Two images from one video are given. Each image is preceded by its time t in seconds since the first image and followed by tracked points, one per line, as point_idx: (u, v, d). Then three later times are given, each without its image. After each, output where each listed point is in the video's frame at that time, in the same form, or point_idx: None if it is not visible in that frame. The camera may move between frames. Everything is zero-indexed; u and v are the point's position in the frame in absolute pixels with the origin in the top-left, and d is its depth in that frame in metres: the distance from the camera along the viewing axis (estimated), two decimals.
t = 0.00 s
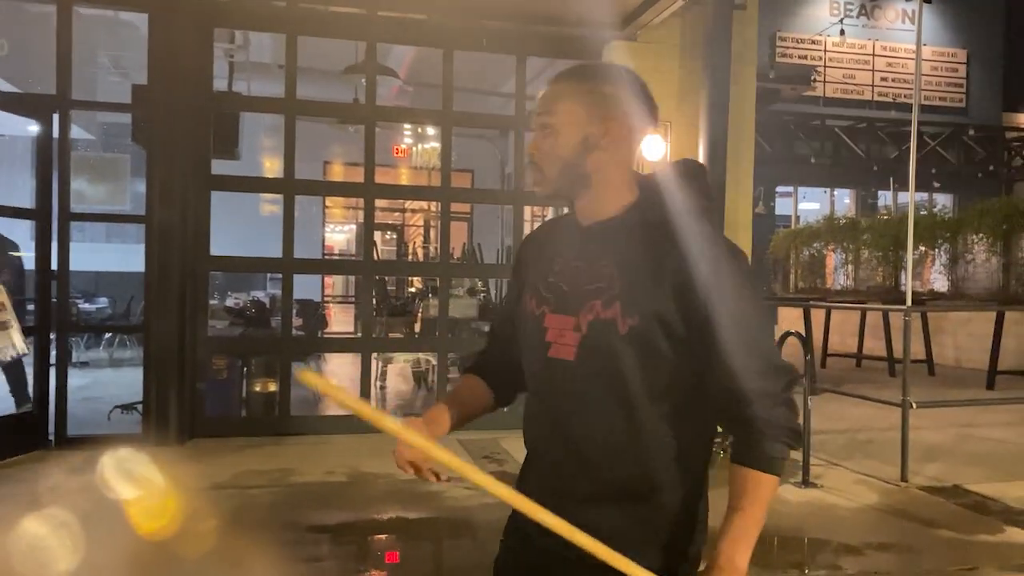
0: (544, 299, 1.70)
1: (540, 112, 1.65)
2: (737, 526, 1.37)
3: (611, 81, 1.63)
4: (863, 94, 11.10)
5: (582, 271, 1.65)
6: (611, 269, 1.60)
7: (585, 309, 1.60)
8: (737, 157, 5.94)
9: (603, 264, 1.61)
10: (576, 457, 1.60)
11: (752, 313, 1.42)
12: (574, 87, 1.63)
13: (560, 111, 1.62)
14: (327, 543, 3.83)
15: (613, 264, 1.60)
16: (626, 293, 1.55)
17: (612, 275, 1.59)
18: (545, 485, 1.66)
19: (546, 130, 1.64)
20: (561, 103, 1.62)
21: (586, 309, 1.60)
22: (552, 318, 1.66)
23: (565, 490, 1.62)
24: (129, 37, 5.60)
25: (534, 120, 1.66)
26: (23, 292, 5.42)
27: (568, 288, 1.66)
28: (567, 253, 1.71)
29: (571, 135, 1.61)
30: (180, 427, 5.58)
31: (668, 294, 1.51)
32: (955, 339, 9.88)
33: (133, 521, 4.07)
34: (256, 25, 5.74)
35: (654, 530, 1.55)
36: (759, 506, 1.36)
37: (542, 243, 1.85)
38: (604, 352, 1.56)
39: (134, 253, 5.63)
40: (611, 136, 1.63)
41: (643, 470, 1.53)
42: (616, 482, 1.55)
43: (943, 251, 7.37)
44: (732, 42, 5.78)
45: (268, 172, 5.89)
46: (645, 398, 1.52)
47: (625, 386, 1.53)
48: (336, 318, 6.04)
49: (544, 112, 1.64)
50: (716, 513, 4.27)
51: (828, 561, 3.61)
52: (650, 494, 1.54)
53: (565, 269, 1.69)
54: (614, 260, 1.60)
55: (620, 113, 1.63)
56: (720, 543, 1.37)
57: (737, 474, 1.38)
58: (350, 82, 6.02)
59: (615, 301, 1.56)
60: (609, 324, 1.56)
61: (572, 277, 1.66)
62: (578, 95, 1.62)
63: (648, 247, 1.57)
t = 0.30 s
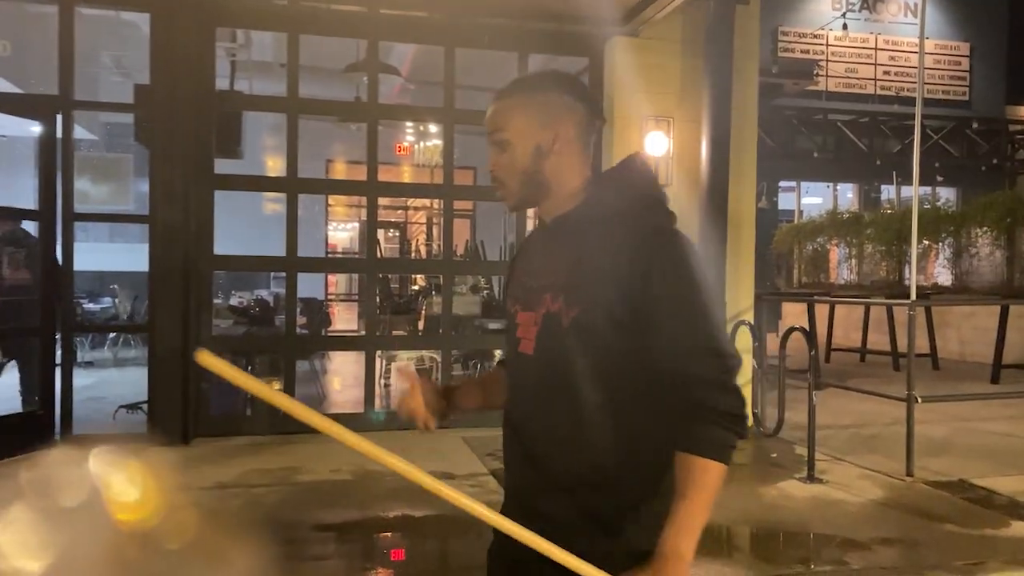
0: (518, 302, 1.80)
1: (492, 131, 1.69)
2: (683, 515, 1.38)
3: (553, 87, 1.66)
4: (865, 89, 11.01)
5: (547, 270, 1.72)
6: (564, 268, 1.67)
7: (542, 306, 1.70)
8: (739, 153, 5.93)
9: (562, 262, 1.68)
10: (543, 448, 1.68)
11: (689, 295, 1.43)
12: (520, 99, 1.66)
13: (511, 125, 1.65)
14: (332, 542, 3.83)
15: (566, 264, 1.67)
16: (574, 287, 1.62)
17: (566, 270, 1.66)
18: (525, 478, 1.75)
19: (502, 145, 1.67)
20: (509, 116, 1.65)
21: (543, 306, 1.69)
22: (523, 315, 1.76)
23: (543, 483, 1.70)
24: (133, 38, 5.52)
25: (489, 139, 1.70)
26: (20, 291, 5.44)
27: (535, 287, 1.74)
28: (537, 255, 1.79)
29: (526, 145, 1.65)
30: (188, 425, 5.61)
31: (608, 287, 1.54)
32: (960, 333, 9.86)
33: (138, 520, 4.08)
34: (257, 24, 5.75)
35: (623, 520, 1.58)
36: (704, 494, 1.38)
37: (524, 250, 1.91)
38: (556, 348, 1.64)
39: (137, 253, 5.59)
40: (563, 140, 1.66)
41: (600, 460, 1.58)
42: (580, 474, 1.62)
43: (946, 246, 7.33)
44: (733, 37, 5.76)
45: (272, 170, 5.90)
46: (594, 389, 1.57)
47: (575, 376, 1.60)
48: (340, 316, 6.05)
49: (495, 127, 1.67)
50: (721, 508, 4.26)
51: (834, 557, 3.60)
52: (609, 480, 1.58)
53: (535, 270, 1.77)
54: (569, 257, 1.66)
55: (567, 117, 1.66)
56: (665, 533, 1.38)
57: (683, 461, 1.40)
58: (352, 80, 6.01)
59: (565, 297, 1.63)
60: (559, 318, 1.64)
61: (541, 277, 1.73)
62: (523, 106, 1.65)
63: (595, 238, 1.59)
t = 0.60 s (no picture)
0: (500, 290, 1.86)
1: (472, 146, 1.75)
2: (634, 482, 1.44)
3: (528, 101, 1.75)
4: (876, 84, 10.87)
5: (521, 260, 1.79)
6: (537, 257, 1.74)
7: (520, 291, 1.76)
8: (749, 150, 5.92)
9: (538, 252, 1.75)
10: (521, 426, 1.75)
11: (650, 280, 1.52)
12: (497, 115, 1.74)
13: (493, 139, 1.72)
14: (343, 541, 3.85)
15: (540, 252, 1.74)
16: (547, 272, 1.70)
17: (542, 256, 1.73)
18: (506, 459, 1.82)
19: (485, 159, 1.74)
20: (490, 130, 1.73)
21: (520, 291, 1.76)
22: (503, 302, 1.83)
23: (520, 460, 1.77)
24: (144, 39, 5.64)
25: (468, 154, 1.76)
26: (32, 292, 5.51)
27: (513, 275, 1.81)
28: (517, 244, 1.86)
29: (510, 156, 1.72)
30: (199, 425, 5.62)
31: (579, 272, 1.63)
32: (972, 330, 9.82)
33: (152, 519, 4.10)
34: (267, 25, 5.78)
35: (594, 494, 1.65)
36: (655, 461, 1.44)
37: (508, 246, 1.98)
38: (529, 331, 1.71)
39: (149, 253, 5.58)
40: (545, 147, 1.74)
41: (571, 436, 1.66)
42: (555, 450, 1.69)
43: (957, 242, 7.39)
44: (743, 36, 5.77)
45: (281, 171, 5.91)
46: (565, 367, 1.65)
47: (549, 356, 1.67)
48: (350, 315, 6.07)
49: (476, 142, 1.74)
50: (732, 507, 4.26)
51: (847, 556, 3.60)
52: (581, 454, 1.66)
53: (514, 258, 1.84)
54: (544, 246, 1.73)
55: (546, 125, 1.74)
56: (613, 494, 1.45)
57: (638, 430, 1.47)
58: (361, 81, 6.03)
59: (539, 281, 1.71)
60: (534, 301, 1.71)
61: (514, 269, 1.80)
62: (501, 122, 1.73)
63: (569, 229, 1.68)
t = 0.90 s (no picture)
0: (507, 282, 1.81)
1: (505, 133, 1.71)
2: (650, 472, 1.45)
3: (564, 94, 1.71)
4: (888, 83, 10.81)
5: (536, 254, 1.78)
6: (558, 250, 1.73)
7: (534, 284, 1.73)
8: (760, 149, 5.90)
9: (555, 248, 1.73)
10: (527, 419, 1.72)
11: (679, 278, 1.55)
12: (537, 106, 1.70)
13: (529, 129, 1.69)
14: (355, 540, 3.86)
15: (560, 246, 1.73)
16: (568, 263, 1.68)
17: (562, 249, 1.71)
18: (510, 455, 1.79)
19: (517, 148, 1.71)
20: (527, 120, 1.69)
21: (535, 284, 1.73)
22: (511, 296, 1.79)
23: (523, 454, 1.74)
24: (156, 39, 5.57)
25: (499, 142, 1.72)
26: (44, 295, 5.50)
27: (523, 268, 1.79)
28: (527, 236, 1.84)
29: (544, 148, 1.70)
30: (211, 425, 5.65)
31: (605, 267, 1.64)
32: (985, 330, 9.75)
33: (163, 518, 4.11)
34: (277, 26, 5.80)
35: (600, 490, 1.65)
36: (668, 453, 1.46)
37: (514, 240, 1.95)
38: (546, 324, 1.69)
39: (162, 252, 5.61)
40: (577, 144, 1.74)
41: (585, 429, 1.65)
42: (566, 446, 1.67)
43: (969, 241, 7.34)
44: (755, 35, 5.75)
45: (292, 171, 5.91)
46: (583, 358, 1.64)
47: (566, 347, 1.66)
48: (360, 314, 6.07)
49: (511, 130, 1.70)
50: (744, 507, 4.25)
51: (860, 556, 3.58)
52: (592, 448, 1.65)
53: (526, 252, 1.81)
54: (565, 239, 1.72)
55: (580, 121, 1.73)
56: (629, 482, 1.45)
57: (659, 423, 1.49)
58: (372, 80, 6.01)
59: (561, 273, 1.69)
60: (551, 292, 1.69)
61: (531, 262, 1.78)
62: (540, 113, 1.70)
63: (594, 223, 1.68)
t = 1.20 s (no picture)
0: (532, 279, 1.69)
1: (565, 117, 1.60)
2: (710, 497, 1.42)
3: (627, 85, 1.63)
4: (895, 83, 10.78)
5: (567, 249, 1.66)
6: (600, 246, 1.61)
7: (571, 281, 1.62)
8: (767, 150, 5.89)
9: (591, 245, 1.62)
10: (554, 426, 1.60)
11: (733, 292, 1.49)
12: (602, 91, 1.61)
13: (592, 113, 1.59)
14: (362, 541, 3.86)
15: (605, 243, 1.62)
16: (613, 262, 1.58)
17: (601, 247, 1.60)
18: (529, 463, 1.65)
19: (574, 133, 1.59)
20: (589, 103, 1.59)
21: (571, 281, 1.62)
22: (537, 294, 1.66)
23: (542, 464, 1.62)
24: (164, 41, 5.58)
25: (557, 124, 1.60)
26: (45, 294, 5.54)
27: (556, 264, 1.66)
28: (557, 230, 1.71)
29: (603, 136, 1.60)
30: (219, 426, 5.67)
31: (655, 271, 1.54)
32: (994, 330, 9.71)
33: (171, 519, 4.12)
34: (284, 28, 5.82)
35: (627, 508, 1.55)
36: (726, 474, 1.43)
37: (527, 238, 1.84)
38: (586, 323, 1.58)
39: (170, 254, 5.63)
40: (633, 137, 1.64)
41: (619, 441, 1.55)
42: (601, 455, 1.56)
43: (978, 242, 7.32)
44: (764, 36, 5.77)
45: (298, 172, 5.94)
46: (624, 365, 1.54)
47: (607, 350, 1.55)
48: (367, 316, 6.03)
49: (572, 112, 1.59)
50: (752, 509, 4.24)
51: (868, 558, 3.57)
52: (623, 462, 1.55)
53: (558, 247, 1.68)
54: (606, 234, 1.61)
55: (639, 115, 1.64)
56: (695, 512, 1.41)
57: (710, 445, 1.45)
58: (378, 83, 6.04)
59: (603, 271, 1.59)
60: (595, 292, 1.58)
61: (562, 255, 1.66)
62: (604, 99, 1.60)
63: (634, 225, 1.59)
